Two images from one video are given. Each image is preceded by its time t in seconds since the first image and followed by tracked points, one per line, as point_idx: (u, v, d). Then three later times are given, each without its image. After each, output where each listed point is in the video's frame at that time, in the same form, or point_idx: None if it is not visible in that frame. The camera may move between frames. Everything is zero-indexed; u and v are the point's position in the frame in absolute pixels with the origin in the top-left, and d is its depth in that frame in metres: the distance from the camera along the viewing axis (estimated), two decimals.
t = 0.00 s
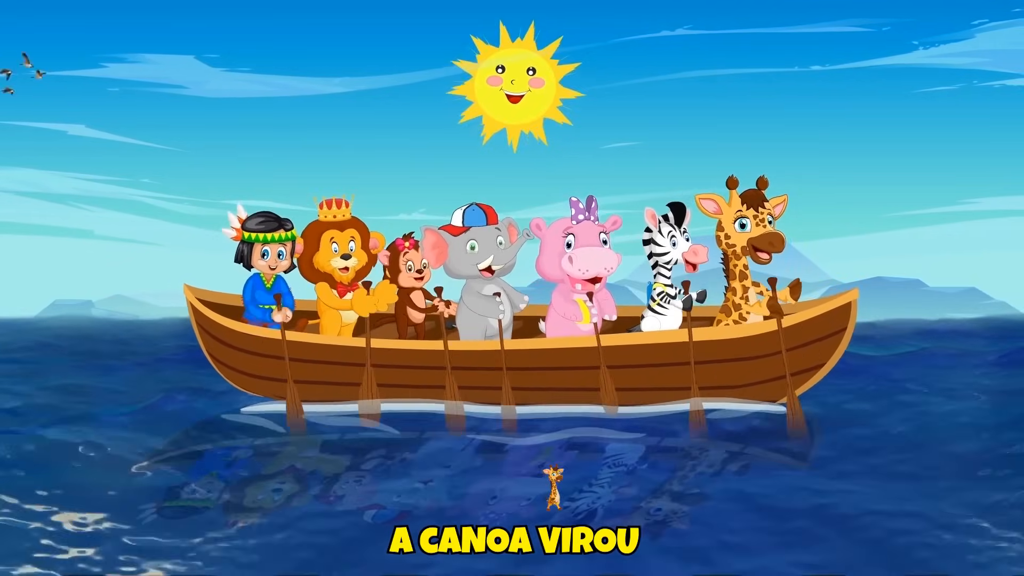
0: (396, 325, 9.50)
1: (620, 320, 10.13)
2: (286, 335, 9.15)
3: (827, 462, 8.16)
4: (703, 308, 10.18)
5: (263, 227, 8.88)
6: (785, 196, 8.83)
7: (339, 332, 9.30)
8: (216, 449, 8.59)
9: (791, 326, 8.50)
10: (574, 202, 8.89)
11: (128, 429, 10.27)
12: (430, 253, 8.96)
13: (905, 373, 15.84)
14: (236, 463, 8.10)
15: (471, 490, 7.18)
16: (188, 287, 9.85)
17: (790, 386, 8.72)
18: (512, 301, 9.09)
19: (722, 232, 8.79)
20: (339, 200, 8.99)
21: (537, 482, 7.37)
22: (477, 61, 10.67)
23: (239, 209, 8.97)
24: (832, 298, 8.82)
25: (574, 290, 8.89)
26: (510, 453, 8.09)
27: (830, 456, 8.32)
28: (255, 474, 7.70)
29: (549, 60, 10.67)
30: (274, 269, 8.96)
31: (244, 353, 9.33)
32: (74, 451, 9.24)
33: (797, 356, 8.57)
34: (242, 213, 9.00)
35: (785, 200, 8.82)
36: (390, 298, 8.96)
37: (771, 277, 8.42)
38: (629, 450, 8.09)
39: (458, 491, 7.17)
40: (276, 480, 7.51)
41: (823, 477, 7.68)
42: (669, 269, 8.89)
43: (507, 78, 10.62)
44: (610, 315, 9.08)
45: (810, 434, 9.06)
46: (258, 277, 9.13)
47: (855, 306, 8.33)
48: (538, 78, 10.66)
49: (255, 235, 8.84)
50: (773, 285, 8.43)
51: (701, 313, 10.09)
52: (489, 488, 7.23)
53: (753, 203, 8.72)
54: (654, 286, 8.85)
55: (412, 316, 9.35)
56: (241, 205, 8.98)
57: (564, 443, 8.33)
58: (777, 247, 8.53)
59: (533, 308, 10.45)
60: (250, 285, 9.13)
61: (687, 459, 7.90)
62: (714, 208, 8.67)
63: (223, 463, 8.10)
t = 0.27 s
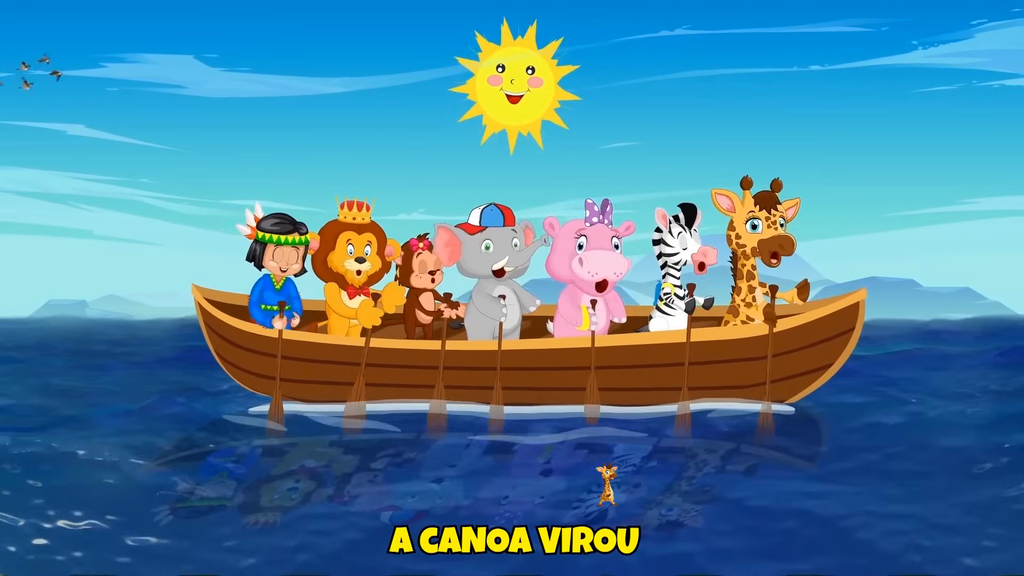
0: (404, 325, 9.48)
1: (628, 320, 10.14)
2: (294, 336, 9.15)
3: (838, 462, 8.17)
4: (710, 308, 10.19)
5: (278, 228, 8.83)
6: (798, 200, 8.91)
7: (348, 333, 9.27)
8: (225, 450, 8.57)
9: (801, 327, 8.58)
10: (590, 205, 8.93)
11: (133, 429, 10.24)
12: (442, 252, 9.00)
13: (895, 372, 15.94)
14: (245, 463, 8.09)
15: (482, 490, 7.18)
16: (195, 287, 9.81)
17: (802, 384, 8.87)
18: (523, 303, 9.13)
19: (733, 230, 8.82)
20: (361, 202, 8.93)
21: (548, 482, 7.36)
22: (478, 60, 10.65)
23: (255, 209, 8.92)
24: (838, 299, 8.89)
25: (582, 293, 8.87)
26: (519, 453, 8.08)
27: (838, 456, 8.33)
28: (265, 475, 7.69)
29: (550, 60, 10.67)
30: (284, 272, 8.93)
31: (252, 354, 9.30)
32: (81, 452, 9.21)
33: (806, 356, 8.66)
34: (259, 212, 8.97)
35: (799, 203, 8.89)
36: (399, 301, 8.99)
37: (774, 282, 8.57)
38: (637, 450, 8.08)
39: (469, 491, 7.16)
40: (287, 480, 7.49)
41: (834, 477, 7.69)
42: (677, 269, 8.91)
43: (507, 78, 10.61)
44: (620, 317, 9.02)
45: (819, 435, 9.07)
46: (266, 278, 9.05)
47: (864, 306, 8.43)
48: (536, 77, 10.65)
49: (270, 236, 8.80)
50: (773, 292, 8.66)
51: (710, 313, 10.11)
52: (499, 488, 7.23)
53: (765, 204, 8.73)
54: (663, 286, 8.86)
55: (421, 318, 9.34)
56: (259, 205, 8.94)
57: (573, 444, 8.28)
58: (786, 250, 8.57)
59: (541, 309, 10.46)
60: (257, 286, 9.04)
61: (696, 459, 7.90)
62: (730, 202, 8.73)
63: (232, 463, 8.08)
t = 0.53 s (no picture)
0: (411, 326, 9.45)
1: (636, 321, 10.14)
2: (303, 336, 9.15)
3: (848, 462, 8.18)
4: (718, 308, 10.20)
5: (292, 230, 8.80)
6: (809, 204, 8.85)
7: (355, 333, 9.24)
8: (233, 450, 8.56)
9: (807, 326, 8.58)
10: (605, 208, 8.96)
11: (137, 429, 10.22)
12: (455, 250, 8.97)
13: (888, 372, 16.00)
14: (254, 463, 8.08)
15: (491, 491, 7.17)
16: (204, 286, 9.82)
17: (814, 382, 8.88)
18: (532, 305, 9.15)
19: (745, 231, 8.82)
20: (381, 207, 8.91)
21: (557, 482, 7.36)
22: (478, 59, 10.64)
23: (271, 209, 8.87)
24: (845, 298, 8.86)
25: (591, 294, 8.90)
26: (527, 453, 8.07)
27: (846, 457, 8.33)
28: (274, 475, 7.68)
29: (549, 59, 10.66)
30: (294, 274, 8.91)
31: (259, 353, 9.29)
32: (87, 451, 9.19)
33: (814, 355, 8.65)
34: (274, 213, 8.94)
35: (811, 207, 8.84)
36: (407, 302, 9.00)
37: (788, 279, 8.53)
38: (645, 450, 8.08)
39: (478, 491, 7.16)
40: (296, 480, 7.48)
41: (844, 477, 7.69)
42: (686, 269, 8.90)
43: (507, 77, 10.60)
44: (631, 319, 8.95)
45: (827, 435, 9.09)
46: (276, 278, 9.01)
47: (871, 306, 8.41)
48: (536, 76, 10.63)
49: (284, 236, 8.77)
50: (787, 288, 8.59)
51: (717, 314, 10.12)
52: (509, 488, 7.22)
53: (779, 206, 8.70)
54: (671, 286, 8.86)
55: (428, 319, 9.33)
56: (275, 206, 8.91)
57: (583, 445, 8.24)
58: (797, 253, 8.53)
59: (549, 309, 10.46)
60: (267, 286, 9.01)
61: (704, 459, 7.89)
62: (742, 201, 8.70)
63: (242, 463, 8.07)
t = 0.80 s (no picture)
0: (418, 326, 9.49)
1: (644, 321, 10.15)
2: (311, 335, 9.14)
3: (853, 463, 8.17)
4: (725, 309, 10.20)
5: (297, 230, 8.84)
6: (814, 200, 8.85)
7: (362, 333, 9.28)
8: (240, 450, 8.57)
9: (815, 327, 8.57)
10: (606, 206, 8.96)
11: (143, 429, 10.22)
12: (458, 252, 9.00)
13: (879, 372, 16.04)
14: (261, 463, 8.09)
15: (496, 491, 7.17)
16: (211, 287, 9.80)
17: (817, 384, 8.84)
18: (538, 305, 9.10)
19: (749, 233, 8.82)
20: (375, 204, 8.91)
21: (563, 482, 7.36)
22: (478, 59, 10.64)
23: (275, 210, 8.91)
24: (854, 299, 8.89)
25: (598, 292, 8.90)
26: (534, 453, 8.08)
27: (852, 457, 8.33)
28: (280, 475, 7.69)
29: (550, 59, 10.66)
30: (300, 274, 8.90)
31: (267, 354, 9.31)
32: (92, 451, 9.20)
33: (822, 357, 8.64)
34: (278, 213, 8.97)
35: (813, 204, 8.86)
36: (413, 301, 8.96)
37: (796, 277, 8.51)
38: (652, 451, 8.09)
39: (484, 492, 7.16)
40: (302, 481, 7.49)
41: (849, 478, 7.69)
42: (693, 270, 8.90)
43: (507, 77, 10.61)
44: (636, 319, 8.95)
45: (833, 436, 9.08)
46: (282, 278, 9.09)
47: (878, 306, 8.41)
48: (536, 76, 10.64)
49: (288, 237, 8.78)
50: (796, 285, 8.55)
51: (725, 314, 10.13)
52: (515, 489, 7.23)
53: (782, 205, 8.71)
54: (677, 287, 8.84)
55: (436, 319, 9.38)
56: (279, 206, 8.94)
57: (588, 444, 8.27)
58: (803, 250, 8.52)
59: (556, 309, 10.46)
60: (273, 286, 9.08)
61: (710, 460, 7.90)
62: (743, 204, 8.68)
63: (248, 463, 8.08)
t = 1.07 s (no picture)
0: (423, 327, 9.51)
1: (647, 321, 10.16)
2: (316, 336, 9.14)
3: (856, 464, 8.17)
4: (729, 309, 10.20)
5: (297, 231, 8.85)
6: (812, 198, 8.84)
7: (366, 333, 9.31)
8: (245, 450, 8.57)
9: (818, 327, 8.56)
10: (602, 205, 8.93)
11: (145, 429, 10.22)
12: (457, 255, 8.98)
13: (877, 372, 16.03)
14: (264, 463, 8.09)
15: (498, 491, 7.18)
16: (215, 287, 9.81)
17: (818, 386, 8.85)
18: (540, 304, 9.11)
19: (750, 234, 8.82)
20: (365, 201, 8.91)
21: (565, 482, 7.37)
22: (478, 59, 10.64)
23: (275, 211, 8.91)
24: (858, 299, 8.89)
25: (601, 291, 8.90)
26: (537, 454, 8.08)
27: (854, 458, 8.34)
28: (283, 476, 7.69)
29: (550, 59, 10.64)
30: (303, 273, 8.89)
31: (271, 354, 9.32)
32: (93, 451, 9.19)
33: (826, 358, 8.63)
34: (277, 213, 8.98)
35: (813, 201, 8.85)
36: (417, 300, 8.83)
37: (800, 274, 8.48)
38: (656, 452, 8.09)
39: (486, 492, 7.16)
40: (304, 482, 7.49)
41: (850, 479, 7.69)
42: (695, 270, 8.89)
43: (507, 77, 10.60)
44: (637, 318, 8.98)
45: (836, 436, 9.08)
46: (282, 279, 9.11)
47: (882, 307, 8.41)
48: (536, 75, 10.63)
49: (288, 237, 8.76)
50: (802, 284, 8.55)
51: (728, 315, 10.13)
52: (517, 489, 7.23)
53: (781, 204, 8.71)
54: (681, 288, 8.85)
55: (440, 319, 9.44)
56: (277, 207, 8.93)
57: (593, 445, 8.27)
58: (805, 248, 8.52)
59: (560, 309, 10.47)
60: (277, 288, 9.12)
61: (713, 460, 7.91)
62: (742, 208, 8.69)
63: (251, 463, 8.08)
